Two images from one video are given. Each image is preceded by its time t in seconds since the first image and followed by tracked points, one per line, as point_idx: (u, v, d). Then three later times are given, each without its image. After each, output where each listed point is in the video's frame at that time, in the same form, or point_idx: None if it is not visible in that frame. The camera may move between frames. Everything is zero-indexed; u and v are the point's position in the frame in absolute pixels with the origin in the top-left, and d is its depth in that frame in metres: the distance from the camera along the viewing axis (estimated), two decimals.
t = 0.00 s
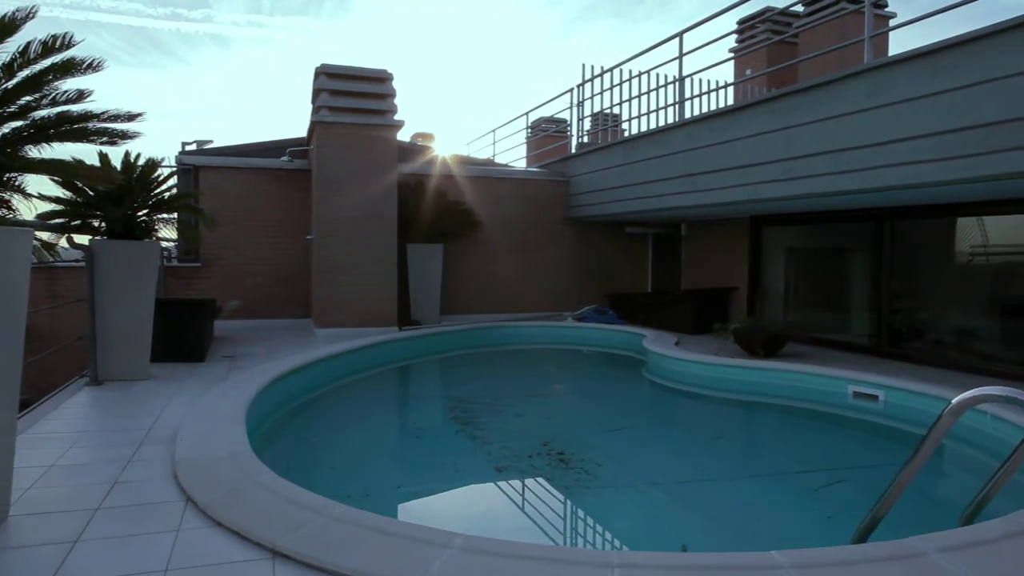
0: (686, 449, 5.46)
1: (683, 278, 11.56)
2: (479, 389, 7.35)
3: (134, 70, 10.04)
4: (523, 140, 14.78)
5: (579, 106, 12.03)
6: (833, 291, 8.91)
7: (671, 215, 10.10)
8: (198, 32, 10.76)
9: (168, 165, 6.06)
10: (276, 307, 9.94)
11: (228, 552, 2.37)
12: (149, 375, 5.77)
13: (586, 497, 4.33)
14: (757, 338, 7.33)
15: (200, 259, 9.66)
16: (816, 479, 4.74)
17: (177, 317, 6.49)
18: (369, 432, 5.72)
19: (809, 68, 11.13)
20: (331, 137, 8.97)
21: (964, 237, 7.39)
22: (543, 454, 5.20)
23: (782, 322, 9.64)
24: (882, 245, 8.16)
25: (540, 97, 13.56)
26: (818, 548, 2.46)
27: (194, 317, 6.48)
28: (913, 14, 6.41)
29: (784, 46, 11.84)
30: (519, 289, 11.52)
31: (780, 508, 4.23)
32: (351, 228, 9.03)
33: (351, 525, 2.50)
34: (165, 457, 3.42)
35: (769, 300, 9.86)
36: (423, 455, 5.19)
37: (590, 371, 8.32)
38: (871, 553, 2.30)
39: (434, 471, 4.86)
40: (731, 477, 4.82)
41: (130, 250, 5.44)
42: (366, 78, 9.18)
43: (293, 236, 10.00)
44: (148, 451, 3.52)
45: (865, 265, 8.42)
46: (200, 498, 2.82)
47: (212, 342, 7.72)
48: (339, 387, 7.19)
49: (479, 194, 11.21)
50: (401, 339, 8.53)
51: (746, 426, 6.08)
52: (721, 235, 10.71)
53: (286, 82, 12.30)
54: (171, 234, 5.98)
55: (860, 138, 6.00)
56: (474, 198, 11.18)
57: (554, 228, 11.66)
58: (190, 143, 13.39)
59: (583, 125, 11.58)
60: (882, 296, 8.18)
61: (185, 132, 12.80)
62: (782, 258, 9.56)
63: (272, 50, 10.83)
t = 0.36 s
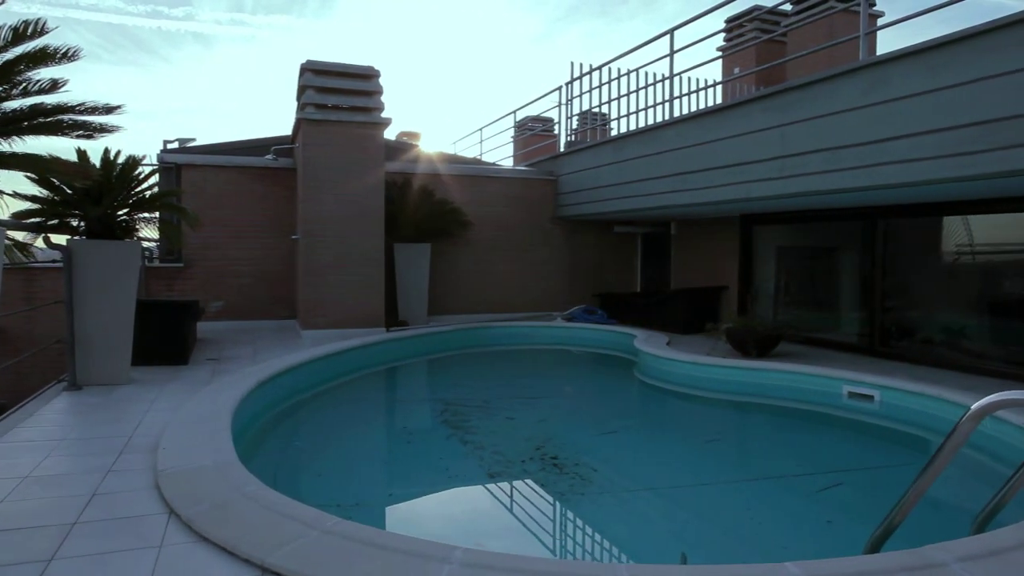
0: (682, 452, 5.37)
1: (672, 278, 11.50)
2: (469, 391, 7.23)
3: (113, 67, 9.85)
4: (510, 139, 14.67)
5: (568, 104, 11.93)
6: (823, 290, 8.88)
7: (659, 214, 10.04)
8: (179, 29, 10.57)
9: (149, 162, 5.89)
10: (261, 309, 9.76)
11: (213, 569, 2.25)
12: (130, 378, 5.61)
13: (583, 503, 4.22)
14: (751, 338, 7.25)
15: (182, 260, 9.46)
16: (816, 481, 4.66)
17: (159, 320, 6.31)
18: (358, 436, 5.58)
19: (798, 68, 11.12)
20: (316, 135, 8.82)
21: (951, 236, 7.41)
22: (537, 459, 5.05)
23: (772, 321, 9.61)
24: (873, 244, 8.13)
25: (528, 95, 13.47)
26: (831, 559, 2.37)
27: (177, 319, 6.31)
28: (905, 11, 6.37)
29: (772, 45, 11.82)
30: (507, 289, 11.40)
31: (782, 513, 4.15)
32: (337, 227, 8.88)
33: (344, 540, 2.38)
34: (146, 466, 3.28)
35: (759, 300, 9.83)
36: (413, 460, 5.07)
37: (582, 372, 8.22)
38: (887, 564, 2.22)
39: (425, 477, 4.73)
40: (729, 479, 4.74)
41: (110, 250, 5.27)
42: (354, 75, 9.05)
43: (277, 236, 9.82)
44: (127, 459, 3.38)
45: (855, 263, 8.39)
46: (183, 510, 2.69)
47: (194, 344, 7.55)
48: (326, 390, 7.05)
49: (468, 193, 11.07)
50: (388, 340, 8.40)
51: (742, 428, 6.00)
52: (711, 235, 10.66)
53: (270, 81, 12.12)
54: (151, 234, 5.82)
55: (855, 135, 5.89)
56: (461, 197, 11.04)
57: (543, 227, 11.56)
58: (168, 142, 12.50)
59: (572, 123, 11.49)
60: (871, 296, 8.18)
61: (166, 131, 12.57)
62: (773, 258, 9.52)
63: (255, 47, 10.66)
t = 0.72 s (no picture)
0: (673, 454, 5.29)
1: (657, 278, 11.46)
2: (455, 393, 7.11)
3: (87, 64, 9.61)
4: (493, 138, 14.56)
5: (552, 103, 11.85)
6: (808, 289, 8.87)
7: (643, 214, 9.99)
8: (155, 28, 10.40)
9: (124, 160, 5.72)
10: (241, 310, 9.57)
11: None
12: (106, 383, 5.43)
13: (575, 510, 4.11)
14: (739, 338, 7.20)
15: (160, 260, 9.25)
16: (809, 484, 4.60)
17: (136, 323, 6.13)
18: (342, 441, 5.44)
19: (782, 68, 11.13)
20: (297, 133, 8.65)
21: (931, 236, 7.44)
22: (527, 463, 4.95)
23: (758, 321, 9.58)
24: (859, 244, 8.12)
25: (511, 93, 13.37)
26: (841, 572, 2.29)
27: (156, 321, 6.14)
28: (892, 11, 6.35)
29: (755, 45, 11.82)
30: (491, 289, 11.29)
31: (778, 518, 4.08)
32: (319, 227, 8.72)
33: (333, 556, 2.26)
34: (123, 478, 3.13)
35: (745, 299, 9.80)
36: (399, 465, 4.94)
37: (568, 373, 8.14)
38: None
39: (412, 483, 4.60)
40: (722, 483, 4.67)
41: (83, 250, 5.10)
42: (335, 71, 8.90)
43: (258, 236, 9.64)
44: (102, 470, 3.23)
45: (840, 263, 8.39)
46: (161, 526, 2.55)
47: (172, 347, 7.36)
48: (309, 393, 6.89)
49: (451, 192, 10.94)
50: (372, 342, 8.25)
51: (732, 429, 5.93)
52: (697, 234, 10.63)
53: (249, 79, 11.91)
54: (127, 233, 5.65)
55: (843, 134, 5.85)
56: (445, 196, 10.91)
57: (527, 227, 11.47)
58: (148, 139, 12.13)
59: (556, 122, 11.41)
60: (855, 295, 8.19)
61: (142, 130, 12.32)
62: (758, 257, 9.50)
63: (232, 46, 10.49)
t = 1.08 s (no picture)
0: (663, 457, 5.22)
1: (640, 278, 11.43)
2: (439, 396, 6.98)
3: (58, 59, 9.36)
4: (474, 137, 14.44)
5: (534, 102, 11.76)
6: (792, 289, 8.86)
7: (626, 213, 9.94)
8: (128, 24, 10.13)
9: (97, 156, 5.54)
10: (219, 311, 9.38)
11: None
12: (77, 389, 5.24)
13: (566, 517, 4.01)
14: (726, 339, 7.16)
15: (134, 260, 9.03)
16: (801, 488, 4.55)
17: (110, 326, 5.94)
18: (326, 446, 5.30)
19: (764, 69, 11.14)
20: (277, 130, 8.49)
21: (909, 237, 7.50)
22: (515, 468, 4.85)
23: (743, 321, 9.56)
24: (842, 244, 8.13)
25: (493, 93, 13.27)
26: None
27: (132, 324, 5.97)
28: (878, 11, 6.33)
29: (738, 46, 11.83)
30: (474, 290, 11.18)
31: (772, 523, 4.01)
32: (299, 227, 8.55)
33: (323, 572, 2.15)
34: (96, 489, 2.98)
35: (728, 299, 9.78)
36: (384, 471, 4.82)
37: (554, 374, 8.06)
38: None
39: (398, 489, 4.49)
40: (714, 487, 4.60)
41: (55, 249, 4.93)
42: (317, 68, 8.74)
43: (235, 236, 9.44)
44: (75, 481, 3.08)
45: (823, 263, 8.39)
46: (137, 541, 2.42)
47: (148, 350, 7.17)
48: (290, 397, 6.74)
49: (433, 191, 10.81)
50: (353, 344, 8.10)
51: (721, 429, 5.89)
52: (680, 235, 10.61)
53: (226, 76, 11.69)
54: (100, 232, 5.47)
55: (832, 134, 5.82)
56: (428, 196, 10.78)
57: (510, 227, 11.38)
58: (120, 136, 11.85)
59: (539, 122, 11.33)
60: (838, 295, 8.20)
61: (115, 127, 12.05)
62: (743, 257, 9.49)
63: (208, 43, 10.28)
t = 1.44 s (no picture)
0: (653, 460, 5.15)
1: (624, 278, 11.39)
2: (423, 399, 6.86)
3: (29, 54, 9.11)
4: (455, 136, 14.32)
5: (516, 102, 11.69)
6: (775, 290, 8.87)
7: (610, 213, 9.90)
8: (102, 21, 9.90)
9: (69, 153, 5.37)
10: (196, 313, 9.19)
11: None
12: (48, 394, 5.05)
13: (557, 524, 3.93)
14: (711, 340, 7.12)
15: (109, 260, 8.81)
16: (793, 492, 4.50)
17: (82, 329, 5.76)
18: (308, 452, 5.18)
19: (746, 70, 11.16)
20: (256, 128, 8.32)
21: (887, 237, 7.52)
22: (503, 474, 4.76)
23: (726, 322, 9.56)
24: (824, 244, 8.14)
25: (475, 92, 13.18)
26: None
27: (107, 326, 5.80)
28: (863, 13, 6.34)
29: (720, 46, 11.85)
30: (456, 290, 11.06)
31: (766, 528, 3.95)
32: (279, 226, 8.40)
33: None
34: (69, 501, 2.85)
35: (712, 300, 9.77)
36: (369, 476, 4.70)
37: (539, 376, 7.99)
38: None
39: (383, 496, 4.37)
40: (707, 491, 4.54)
41: (25, 250, 4.76)
42: (296, 66, 8.60)
43: (213, 235, 9.26)
44: (47, 493, 2.94)
45: (805, 264, 8.41)
46: (113, 558, 2.30)
47: (123, 353, 6.98)
48: (270, 402, 6.60)
49: (415, 191, 10.68)
50: (334, 346, 7.97)
51: (710, 432, 5.84)
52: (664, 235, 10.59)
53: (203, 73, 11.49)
54: (72, 232, 5.30)
55: (820, 135, 5.79)
56: (410, 196, 10.65)
57: (493, 227, 11.28)
58: (94, 133, 11.59)
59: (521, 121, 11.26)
60: (821, 296, 8.22)
61: (89, 124, 11.78)
62: (727, 258, 9.48)
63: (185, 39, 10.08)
